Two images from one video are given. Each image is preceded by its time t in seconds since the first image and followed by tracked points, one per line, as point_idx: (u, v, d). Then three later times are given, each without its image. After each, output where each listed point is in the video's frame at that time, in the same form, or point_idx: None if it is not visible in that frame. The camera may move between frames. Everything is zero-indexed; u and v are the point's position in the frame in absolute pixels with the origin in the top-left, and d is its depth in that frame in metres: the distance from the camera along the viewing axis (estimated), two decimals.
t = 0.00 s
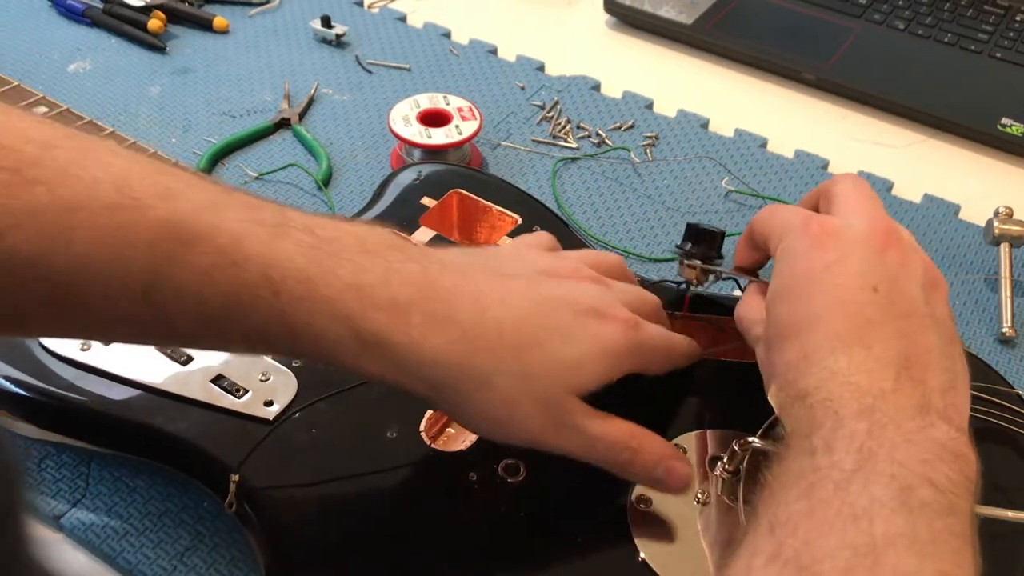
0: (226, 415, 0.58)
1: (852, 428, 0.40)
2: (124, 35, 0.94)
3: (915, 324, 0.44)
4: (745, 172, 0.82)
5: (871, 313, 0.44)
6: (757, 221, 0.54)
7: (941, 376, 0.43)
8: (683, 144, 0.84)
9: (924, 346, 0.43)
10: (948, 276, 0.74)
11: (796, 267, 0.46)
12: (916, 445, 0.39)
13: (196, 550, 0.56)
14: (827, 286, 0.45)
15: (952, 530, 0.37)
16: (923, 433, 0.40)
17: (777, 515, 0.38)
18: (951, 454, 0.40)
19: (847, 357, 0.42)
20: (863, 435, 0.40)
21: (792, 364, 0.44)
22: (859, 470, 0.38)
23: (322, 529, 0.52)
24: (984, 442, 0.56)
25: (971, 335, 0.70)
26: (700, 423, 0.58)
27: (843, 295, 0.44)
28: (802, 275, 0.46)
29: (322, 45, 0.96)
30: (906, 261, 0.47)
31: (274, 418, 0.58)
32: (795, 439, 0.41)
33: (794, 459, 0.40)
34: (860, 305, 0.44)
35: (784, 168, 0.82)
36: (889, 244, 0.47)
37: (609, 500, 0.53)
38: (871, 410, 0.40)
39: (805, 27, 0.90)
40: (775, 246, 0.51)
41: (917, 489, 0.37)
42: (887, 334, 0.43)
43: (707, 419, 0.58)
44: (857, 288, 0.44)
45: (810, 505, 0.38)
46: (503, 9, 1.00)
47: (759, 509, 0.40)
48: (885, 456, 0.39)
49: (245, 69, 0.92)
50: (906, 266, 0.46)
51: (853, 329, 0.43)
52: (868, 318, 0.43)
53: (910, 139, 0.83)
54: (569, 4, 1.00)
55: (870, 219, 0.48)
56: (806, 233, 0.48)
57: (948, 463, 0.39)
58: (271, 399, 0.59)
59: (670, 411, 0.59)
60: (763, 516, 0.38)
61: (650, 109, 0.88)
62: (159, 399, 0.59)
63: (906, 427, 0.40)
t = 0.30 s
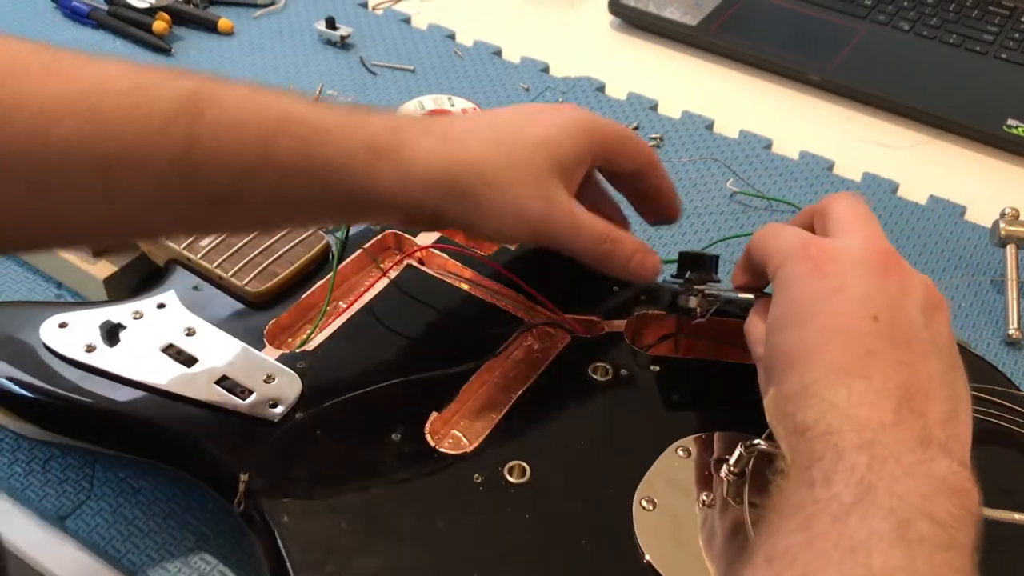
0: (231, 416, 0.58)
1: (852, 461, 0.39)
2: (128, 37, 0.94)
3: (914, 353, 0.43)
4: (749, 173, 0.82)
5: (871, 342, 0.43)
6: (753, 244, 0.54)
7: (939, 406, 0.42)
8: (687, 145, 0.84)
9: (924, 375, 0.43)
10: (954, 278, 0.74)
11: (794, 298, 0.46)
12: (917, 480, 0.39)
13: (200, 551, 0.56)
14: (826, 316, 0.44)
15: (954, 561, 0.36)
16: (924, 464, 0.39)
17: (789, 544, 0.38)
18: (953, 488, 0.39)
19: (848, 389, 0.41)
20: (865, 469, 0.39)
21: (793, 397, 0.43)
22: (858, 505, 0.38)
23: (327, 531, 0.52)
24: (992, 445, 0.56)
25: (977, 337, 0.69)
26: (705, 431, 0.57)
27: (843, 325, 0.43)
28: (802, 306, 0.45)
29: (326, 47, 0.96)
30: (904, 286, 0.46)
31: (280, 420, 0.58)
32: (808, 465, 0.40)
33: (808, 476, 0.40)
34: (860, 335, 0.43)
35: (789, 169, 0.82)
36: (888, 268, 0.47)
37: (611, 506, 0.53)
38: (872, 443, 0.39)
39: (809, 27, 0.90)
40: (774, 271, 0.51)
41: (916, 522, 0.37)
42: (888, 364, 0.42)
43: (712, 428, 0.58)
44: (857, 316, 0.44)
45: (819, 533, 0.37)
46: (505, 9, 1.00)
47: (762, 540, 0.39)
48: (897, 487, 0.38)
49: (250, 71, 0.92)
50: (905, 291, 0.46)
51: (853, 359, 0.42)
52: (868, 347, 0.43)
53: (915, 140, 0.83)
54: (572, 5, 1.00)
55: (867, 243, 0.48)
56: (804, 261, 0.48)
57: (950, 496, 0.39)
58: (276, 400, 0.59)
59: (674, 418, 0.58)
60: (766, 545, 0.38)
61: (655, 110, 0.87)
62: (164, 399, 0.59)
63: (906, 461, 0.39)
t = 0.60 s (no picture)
0: (227, 416, 0.58)
1: (803, 462, 0.40)
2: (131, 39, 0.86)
3: (874, 356, 0.43)
4: (746, 172, 0.82)
5: (829, 347, 0.43)
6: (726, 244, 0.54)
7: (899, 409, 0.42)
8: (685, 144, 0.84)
9: (882, 378, 0.42)
10: (950, 276, 0.74)
11: (756, 302, 0.46)
12: (868, 480, 0.39)
13: (196, 551, 0.56)
14: (787, 319, 0.44)
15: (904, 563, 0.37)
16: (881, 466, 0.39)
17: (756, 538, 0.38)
18: (903, 488, 0.39)
19: (802, 394, 0.41)
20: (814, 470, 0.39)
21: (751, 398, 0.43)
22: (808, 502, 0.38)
23: (323, 531, 0.52)
24: (986, 443, 0.56)
25: (973, 336, 0.70)
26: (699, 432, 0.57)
27: (802, 329, 0.43)
28: (765, 308, 0.45)
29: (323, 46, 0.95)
30: (870, 288, 0.45)
31: (276, 419, 0.58)
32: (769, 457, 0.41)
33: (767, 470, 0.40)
34: (818, 339, 0.43)
35: (785, 168, 0.82)
36: (854, 270, 0.46)
37: (598, 505, 0.53)
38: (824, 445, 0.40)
39: (806, 27, 0.90)
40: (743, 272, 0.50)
41: (864, 521, 0.37)
42: (844, 369, 0.42)
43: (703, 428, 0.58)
44: (817, 320, 0.43)
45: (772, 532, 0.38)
46: (502, 9, 1.00)
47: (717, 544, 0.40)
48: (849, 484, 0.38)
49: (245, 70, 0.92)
50: (873, 293, 0.45)
51: (810, 364, 0.42)
52: (825, 352, 0.42)
53: (912, 139, 0.83)
54: (569, 4, 1.00)
55: (835, 245, 0.47)
56: (768, 263, 0.47)
57: (900, 497, 0.39)
58: (272, 400, 0.58)
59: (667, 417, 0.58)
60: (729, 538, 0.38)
61: (651, 109, 0.87)
62: (159, 399, 0.59)
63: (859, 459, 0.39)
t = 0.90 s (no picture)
0: (225, 416, 0.58)
1: (742, 490, 0.39)
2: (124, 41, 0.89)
3: (831, 378, 0.43)
4: (745, 172, 0.82)
5: (783, 364, 0.43)
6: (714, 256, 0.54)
7: (850, 431, 0.41)
8: (684, 144, 0.84)
9: (837, 401, 0.42)
10: (948, 275, 0.74)
11: (720, 318, 0.47)
12: (809, 506, 0.38)
13: (195, 551, 0.56)
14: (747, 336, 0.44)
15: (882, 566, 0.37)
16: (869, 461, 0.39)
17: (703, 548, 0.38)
18: (845, 514, 0.39)
19: (750, 410, 0.41)
20: (752, 499, 0.39)
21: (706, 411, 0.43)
22: (743, 538, 0.38)
23: (322, 531, 0.52)
24: (984, 443, 0.56)
25: (972, 335, 0.70)
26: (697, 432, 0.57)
27: (758, 345, 0.44)
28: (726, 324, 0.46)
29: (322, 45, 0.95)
30: (835, 312, 0.45)
31: (274, 418, 0.58)
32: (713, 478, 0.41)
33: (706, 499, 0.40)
34: (774, 357, 0.43)
35: (784, 168, 0.82)
36: (820, 291, 0.46)
37: (598, 503, 0.53)
38: (765, 468, 0.40)
39: (805, 27, 0.90)
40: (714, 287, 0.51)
41: (804, 555, 0.37)
42: (797, 388, 0.42)
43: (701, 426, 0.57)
44: (775, 338, 0.44)
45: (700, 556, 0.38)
46: (501, 8, 1.00)
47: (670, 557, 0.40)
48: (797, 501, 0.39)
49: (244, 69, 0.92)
50: (840, 314, 0.45)
51: (762, 381, 0.42)
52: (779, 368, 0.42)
53: (911, 139, 0.83)
54: (569, 4, 1.00)
55: (803, 266, 0.47)
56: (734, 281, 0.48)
57: (841, 524, 0.38)
58: (270, 399, 0.58)
59: (663, 418, 0.58)
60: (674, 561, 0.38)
61: (650, 109, 0.87)
62: (158, 399, 0.59)
63: (801, 485, 0.39)
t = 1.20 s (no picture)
0: (225, 416, 0.58)
1: (678, 502, 0.40)
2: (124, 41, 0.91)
3: (797, 400, 0.42)
4: (745, 172, 0.82)
5: (750, 378, 0.42)
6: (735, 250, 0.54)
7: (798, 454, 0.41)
8: (684, 144, 0.84)
9: (794, 425, 0.42)
10: (948, 275, 0.74)
11: (711, 312, 0.47)
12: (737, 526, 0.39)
13: (194, 550, 0.56)
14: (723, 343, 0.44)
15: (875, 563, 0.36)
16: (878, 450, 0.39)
17: (640, 551, 0.39)
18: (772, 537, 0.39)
19: (704, 418, 0.42)
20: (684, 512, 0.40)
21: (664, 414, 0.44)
22: (672, 553, 0.38)
23: (321, 530, 0.52)
24: (983, 442, 0.56)
25: (971, 336, 0.70)
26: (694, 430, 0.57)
27: (730, 354, 0.44)
28: (709, 327, 0.46)
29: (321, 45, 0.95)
30: (823, 336, 0.44)
31: (274, 418, 0.58)
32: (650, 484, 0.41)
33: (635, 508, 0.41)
34: (742, 367, 0.43)
35: (784, 168, 0.82)
36: (810, 311, 0.45)
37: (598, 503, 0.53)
38: (703, 482, 0.40)
39: (805, 27, 0.90)
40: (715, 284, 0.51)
41: None
42: (756, 402, 0.42)
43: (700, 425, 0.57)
44: (749, 349, 0.43)
45: (625, 567, 0.39)
46: (501, 9, 1.00)
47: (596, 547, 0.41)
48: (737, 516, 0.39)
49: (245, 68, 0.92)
50: (827, 337, 0.44)
51: (724, 388, 0.42)
52: (746, 379, 0.42)
53: (911, 139, 0.83)
54: (569, 4, 1.00)
55: (804, 283, 0.46)
56: (726, 291, 0.48)
57: (768, 549, 0.39)
58: (269, 400, 0.58)
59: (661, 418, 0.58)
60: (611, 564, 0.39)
61: (649, 109, 0.87)
62: (157, 399, 0.59)
63: (734, 503, 0.39)
